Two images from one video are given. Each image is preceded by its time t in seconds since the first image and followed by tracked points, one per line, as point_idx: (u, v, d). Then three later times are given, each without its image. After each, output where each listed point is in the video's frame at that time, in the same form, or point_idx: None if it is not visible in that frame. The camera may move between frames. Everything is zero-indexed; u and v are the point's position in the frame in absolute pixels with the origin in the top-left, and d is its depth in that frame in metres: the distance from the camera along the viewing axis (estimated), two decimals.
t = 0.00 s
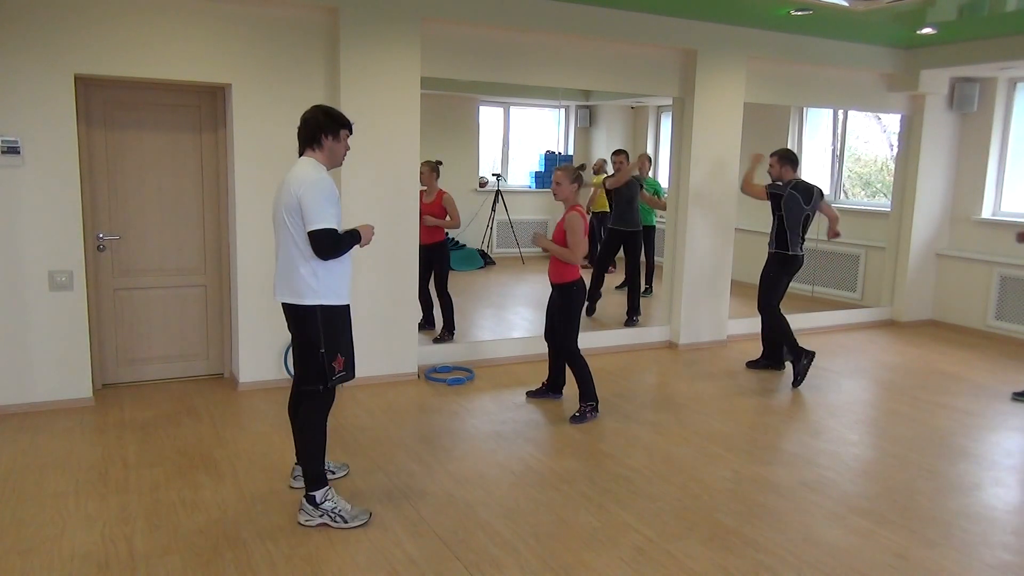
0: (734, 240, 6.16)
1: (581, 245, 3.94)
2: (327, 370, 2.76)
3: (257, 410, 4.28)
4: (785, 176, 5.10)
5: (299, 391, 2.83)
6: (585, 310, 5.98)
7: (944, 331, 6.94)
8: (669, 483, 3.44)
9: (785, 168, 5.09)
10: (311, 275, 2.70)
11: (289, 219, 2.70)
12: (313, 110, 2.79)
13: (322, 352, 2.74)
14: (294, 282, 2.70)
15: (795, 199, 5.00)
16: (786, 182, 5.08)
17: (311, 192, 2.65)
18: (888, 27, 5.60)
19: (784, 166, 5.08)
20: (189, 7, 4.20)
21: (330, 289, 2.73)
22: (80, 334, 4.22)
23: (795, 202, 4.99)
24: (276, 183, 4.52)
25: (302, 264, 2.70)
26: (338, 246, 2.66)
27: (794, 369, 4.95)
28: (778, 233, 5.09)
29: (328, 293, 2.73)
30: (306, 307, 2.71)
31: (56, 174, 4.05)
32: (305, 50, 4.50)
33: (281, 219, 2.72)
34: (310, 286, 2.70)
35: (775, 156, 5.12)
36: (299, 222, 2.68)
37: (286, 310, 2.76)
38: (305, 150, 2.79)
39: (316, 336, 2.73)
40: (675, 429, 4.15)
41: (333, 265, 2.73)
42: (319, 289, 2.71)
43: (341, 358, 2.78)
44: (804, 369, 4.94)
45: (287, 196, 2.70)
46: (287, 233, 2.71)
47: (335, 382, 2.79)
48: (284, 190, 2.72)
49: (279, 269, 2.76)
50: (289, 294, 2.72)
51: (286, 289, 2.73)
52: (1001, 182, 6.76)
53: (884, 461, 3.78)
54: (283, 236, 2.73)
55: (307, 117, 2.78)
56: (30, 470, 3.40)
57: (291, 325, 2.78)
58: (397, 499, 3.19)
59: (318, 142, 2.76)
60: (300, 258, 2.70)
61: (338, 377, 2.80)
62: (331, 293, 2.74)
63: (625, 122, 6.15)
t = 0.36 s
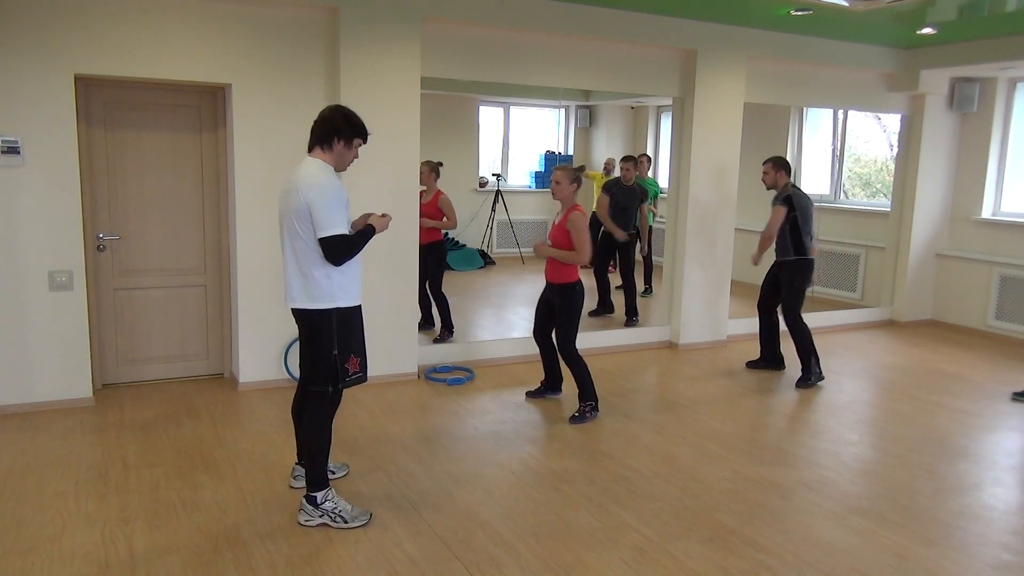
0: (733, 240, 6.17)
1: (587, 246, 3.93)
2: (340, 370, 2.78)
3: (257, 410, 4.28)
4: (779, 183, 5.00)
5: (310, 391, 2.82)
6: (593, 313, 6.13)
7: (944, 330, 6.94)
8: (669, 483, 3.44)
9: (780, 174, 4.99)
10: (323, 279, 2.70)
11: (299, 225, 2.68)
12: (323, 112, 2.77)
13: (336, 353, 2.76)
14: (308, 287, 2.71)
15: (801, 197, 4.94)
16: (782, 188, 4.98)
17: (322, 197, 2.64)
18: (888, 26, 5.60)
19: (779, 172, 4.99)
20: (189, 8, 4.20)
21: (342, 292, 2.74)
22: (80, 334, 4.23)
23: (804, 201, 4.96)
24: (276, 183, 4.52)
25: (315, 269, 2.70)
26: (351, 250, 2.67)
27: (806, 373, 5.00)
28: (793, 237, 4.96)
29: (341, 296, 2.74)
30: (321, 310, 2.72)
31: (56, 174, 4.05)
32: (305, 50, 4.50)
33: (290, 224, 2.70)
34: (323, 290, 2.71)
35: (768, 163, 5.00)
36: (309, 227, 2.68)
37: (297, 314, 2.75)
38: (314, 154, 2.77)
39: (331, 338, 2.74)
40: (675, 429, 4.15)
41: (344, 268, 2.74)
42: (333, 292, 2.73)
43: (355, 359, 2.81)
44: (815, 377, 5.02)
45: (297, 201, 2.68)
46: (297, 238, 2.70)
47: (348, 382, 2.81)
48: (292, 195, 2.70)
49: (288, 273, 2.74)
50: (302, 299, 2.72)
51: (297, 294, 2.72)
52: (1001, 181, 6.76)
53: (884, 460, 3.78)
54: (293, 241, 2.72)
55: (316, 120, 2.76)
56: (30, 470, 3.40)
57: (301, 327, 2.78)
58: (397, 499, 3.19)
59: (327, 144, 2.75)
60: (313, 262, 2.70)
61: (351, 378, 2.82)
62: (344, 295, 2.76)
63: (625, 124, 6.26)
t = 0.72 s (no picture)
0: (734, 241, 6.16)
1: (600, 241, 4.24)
2: (351, 371, 2.78)
3: (257, 410, 4.28)
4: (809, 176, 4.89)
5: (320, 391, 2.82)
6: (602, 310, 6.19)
7: (944, 330, 6.95)
8: (669, 483, 3.44)
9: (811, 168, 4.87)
10: (337, 281, 2.71)
11: (311, 228, 2.67)
12: (332, 114, 2.76)
13: (347, 353, 2.76)
14: (322, 290, 2.71)
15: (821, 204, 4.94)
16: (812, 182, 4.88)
17: (336, 201, 2.63)
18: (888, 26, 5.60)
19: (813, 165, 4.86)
20: (188, 7, 4.19)
21: (355, 293, 2.76)
22: (80, 334, 4.22)
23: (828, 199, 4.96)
24: (276, 183, 4.52)
25: (328, 272, 2.71)
26: (365, 253, 2.69)
27: (807, 377, 5.01)
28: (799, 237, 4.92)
29: (354, 297, 2.76)
30: (334, 311, 2.72)
31: (56, 173, 4.05)
32: (305, 50, 4.50)
33: (301, 226, 2.68)
34: (337, 292, 2.71)
35: (808, 154, 4.82)
36: (322, 230, 2.67)
37: (309, 315, 2.75)
38: (322, 156, 2.76)
39: (342, 338, 2.75)
40: (675, 429, 4.15)
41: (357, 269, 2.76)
42: (347, 293, 2.74)
43: (365, 360, 2.81)
44: (816, 379, 5.02)
45: (309, 204, 2.66)
46: (310, 241, 2.69)
47: (357, 383, 2.81)
48: (303, 199, 2.67)
49: (300, 276, 2.73)
50: (316, 302, 2.72)
51: (310, 296, 2.72)
52: (1001, 181, 6.76)
53: (884, 460, 3.78)
54: (304, 244, 2.70)
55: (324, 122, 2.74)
56: (30, 470, 3.39)
57: (311, 327, 2.77)
58: (397, 499, 3.19)
59: (336, 146, 2.75)
60: (327, 265, 2.70)
61: (361, 378, 2.83)
62: (357, 296, 2.77)
63: (624, 124, 6.16)
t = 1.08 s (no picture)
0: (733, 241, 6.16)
1: (606, 242, 3.89)
2: (357, 371, 2.79)
3: (257, 410, 4.28)
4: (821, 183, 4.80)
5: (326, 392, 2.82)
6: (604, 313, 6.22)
7: (944, 330, 6.95)
8: (669, 483, 3.44)
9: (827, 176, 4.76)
10: (345, 282, 2.71)
11: (319, 228, 2.67)
12: (330, 115, 2.76)
13: (354, 353, 2.77)
14: (331, 291, 2.71)
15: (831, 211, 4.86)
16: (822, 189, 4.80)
17: (345, 202, 2.64)
18: (888, 26, 5.60)
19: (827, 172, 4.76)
20: (188, 7, 4.19)
21: (363, 293, 2.76)
22: (80, 334, 4.22)
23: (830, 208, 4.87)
24: (275, 183, 4.52)
25: (336, 272, 2.71)
26: (374, 253, 2.70)
27: (807, 377, 5.00)
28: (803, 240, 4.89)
29: (362, 297, 2.77)
30: (341, 311, 2.73)
31: (55, 173, 4.04)
32: (305, 49, 4.50)
33: (308, 227, 2.68)
34: (345, 293, 2.72)
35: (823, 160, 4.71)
36: (329, 231, 2.66)
37: (316, 315, 2.75)
38: (327, 156, 2.76)
39: (349, 338, 2.75)
40: (675, 429, 4.15)
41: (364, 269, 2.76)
42: (354, 294, 2.74)
43: (371, 360, 2.83)
44: (816, 380, 5.02)
45: (316, 205, 2.65)
46: (317, 243, 2.68)
47: (363, 383, 2.83)
48: (310, 200, 2.67)
49: (308, 277, 2.72)
50: (325, 303, 2.71)
51: (319, 297, 2.71)
52: (1001, 181, 6.76)
53: (884, 460, 3.78)
54: (311, 245, 2.70)
55: (328, 122, 2.74)
56: (30, 470, 3.40)
57: (317, 327, 2.77)
58: (397, 499, 3.19)
59: (341, 147, 2.75)
60: (334, 266, 2.70)
61: (366, 378, 2.84)
62: (365, 297, 2.78)
63: (624, 124, 6.26)
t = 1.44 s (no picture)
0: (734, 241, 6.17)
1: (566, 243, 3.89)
2: (362, 371, 2.79)
3: (257, 410, 4.28)
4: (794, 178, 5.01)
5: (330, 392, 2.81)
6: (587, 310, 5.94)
7: (944, 331, 6.95)
8: (669, 483, 3.44)
9: (796, 169, 4.99)
10: (349, 281, 2.72)
11: (323, 227, 2.67)
12: (329, 113, 2.76)
13: (358, 353, 2.77)
14: (335, 290, 2.71)
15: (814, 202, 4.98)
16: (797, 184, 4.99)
17: (350, 201, 2.64)
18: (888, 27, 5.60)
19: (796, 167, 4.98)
20: (188, 7, 4.20)
21: (367, 292, 2.77)
22: (81, 334, 4.23)
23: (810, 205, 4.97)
24: (276, 183, 4.52)
25: (341, 272, 2.71)
26: (379, 253, 2.70)
27: (801, 369, 4.98)
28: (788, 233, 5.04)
29: (367, 297, 2.77)
30: (346, 311, 2.73)
31: (55, 173, 4.04)
32: (305, 49, 4.50)
33: (313, 226, 2.68)
34: (350, 292, 2.72)
35: (785, 155, 4.99)
36: (334, 230, 2.67)
37: (321, 315, 2.74)
38: (331, 155, 2.77)
39: (353, 338, 2.75)
40: (675, 429, 4.15)
41: (369, 268, 2.76)
42: (359, 293, 2.74)
43: (375, 360, 2.83)
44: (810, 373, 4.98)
45: (320, 204, 2.66)
46: (321, 242, 2.69)
47: (366, 383, 2.82)
48: (315, 199, 2.67)
49: (312, 276, 2.72)
50: (329, 302, 2.71)
51: (324, 297, 2.71)
52: (1001, 181, 6.76)
53: (883, 460, 3.78)
54: (315, 244, 2.70)
55: (331, 120, 2.74)
56: (30, 470, 3.39)
57: (322, 327, 2.77)
58: (397, 499, 3.19)
59: (344, 146, 2.76)
60: (339, 265, 2.70)
61: (370, 378, 2.84)
62: (369, 296, 2.78)
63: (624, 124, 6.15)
